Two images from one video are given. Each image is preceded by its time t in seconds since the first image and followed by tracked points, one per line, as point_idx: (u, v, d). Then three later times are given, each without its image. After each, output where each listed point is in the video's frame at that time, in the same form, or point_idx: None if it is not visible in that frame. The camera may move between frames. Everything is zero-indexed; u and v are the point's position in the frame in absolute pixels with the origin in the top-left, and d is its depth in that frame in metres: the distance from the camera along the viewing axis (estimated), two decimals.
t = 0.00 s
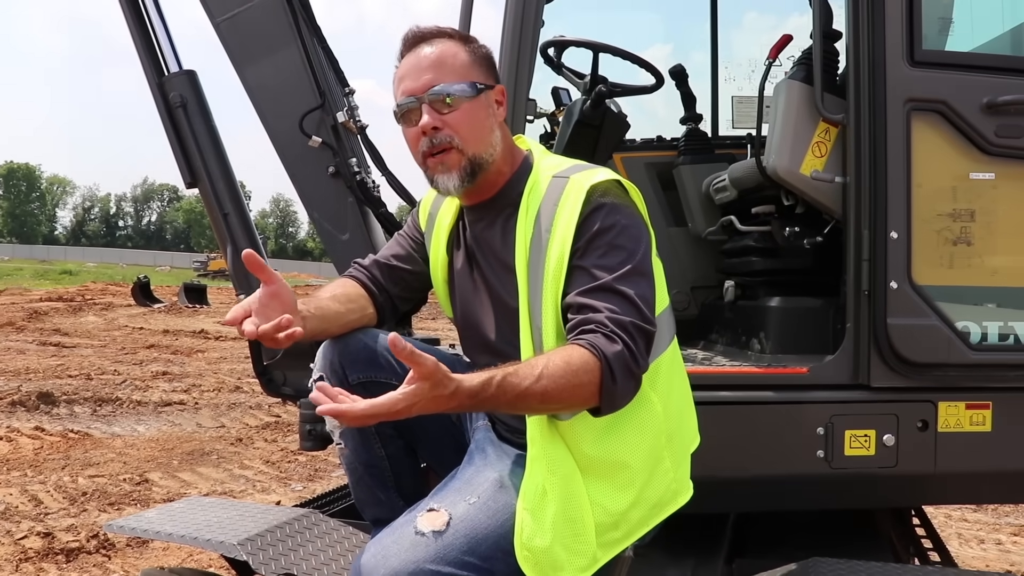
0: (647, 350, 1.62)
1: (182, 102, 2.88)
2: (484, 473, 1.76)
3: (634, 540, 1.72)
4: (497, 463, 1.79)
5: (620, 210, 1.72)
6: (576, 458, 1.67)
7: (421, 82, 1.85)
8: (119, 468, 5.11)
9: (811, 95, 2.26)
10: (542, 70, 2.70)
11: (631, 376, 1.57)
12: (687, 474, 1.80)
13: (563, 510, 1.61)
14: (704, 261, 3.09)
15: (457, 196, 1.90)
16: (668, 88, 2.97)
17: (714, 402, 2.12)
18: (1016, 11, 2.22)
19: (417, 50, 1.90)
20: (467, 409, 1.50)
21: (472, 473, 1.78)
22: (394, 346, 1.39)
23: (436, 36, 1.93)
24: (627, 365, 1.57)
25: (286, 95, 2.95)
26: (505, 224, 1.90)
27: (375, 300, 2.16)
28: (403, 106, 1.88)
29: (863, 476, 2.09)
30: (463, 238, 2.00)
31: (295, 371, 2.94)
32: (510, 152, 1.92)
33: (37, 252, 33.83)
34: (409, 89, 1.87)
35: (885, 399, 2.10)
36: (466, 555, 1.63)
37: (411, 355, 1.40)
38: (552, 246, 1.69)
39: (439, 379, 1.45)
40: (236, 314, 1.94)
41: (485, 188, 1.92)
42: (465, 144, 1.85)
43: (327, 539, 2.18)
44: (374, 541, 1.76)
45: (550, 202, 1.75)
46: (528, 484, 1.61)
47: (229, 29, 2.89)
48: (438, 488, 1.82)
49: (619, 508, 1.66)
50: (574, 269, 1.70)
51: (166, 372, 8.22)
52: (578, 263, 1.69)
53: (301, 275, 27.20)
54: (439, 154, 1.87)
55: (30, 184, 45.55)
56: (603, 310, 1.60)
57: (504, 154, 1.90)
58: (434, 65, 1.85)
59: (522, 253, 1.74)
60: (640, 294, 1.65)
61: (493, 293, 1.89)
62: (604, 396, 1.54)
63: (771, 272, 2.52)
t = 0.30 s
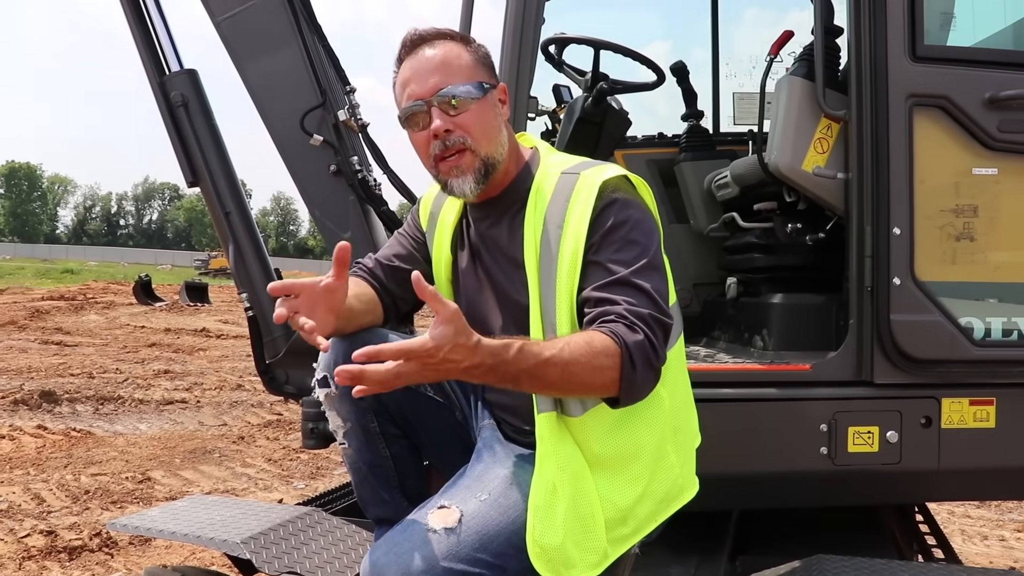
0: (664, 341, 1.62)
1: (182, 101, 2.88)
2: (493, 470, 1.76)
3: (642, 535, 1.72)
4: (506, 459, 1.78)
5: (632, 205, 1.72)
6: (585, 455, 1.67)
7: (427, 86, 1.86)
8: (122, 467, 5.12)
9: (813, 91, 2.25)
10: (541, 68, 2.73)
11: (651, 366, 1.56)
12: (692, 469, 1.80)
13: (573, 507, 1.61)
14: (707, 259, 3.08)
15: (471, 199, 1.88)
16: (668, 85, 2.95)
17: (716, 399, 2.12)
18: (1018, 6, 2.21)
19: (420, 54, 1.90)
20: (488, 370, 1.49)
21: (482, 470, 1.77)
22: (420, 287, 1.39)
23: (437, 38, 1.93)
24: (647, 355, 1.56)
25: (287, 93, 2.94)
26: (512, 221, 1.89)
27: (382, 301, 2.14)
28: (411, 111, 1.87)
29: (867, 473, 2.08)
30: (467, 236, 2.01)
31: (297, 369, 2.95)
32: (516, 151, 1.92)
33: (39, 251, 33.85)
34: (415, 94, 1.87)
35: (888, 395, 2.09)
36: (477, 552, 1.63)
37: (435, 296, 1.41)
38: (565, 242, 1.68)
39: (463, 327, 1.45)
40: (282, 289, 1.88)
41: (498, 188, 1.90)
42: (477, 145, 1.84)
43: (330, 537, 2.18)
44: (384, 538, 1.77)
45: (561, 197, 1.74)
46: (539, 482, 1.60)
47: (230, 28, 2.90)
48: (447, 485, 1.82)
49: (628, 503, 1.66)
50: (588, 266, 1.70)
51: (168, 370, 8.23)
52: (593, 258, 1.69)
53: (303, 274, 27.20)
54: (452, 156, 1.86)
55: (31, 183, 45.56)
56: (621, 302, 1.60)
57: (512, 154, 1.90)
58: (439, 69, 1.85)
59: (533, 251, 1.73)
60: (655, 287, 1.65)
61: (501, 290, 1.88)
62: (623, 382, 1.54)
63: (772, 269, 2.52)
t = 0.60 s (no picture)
0: (671, 342, 1.63)
1: (185, 98, 2.87)
2: (496, 469, 1.76)
3: (644, 535, 1.72)
4: (509, 459, 1.78)
5: (638, 205, 1.72)
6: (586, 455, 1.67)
7: (432, 90, 1.84)
8: (121, 463, 5.12)
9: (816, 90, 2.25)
10: (545, 66, 2.69)
11: (659, 369, 1.57)
12: (694, 468, 1.81)
13: (575, 508, 1.61)
14: (709, 259, 3.07)
15: (475, 201, 1.89)
16: (671, 85, 2.98)
17: (718, 400, 2.12)
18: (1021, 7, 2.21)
19: (424, 55, 1.89)
20: (502, 393, 1.47)
21: (484, 468, 1.78)
22: (427, 321, 1.35)
23: (441, 38, 1.90)
24: (654, 358, 1.57)
25: (290, 90, 2.94)
26: (517, 220, 1.89)
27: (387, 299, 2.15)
28: (416, 115, 1.87)
29: (868, 474, 2.08)
30: (471, 234, 2.00)
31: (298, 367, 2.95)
32: (520, 152, 1.92)
33: (39, 247, 33.84)
34: (420, 97, 1.86)
35: (889, 396, 2.09)
36: (478, 551, 1.64)
37: (444, 329, 1.37)
38: (569, 244, 1.68)
39: (474, 356, 1.42)
40: (349, 264, 1.89)
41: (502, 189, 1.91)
42: (482, 149, 1.84)
43: (330, 535, 2.18)
44: (387, 536, 1.78)
45: (566, 198, 1.74)
46: (540, 482, 1.61)
47: (233, 25, 2.90)
48: (450, 483, 1.82)
49: (630, 503, 1.66)
50: (593, 267, 1.70)
51: (168, 367, 8.23)
52: (599, 259, 1.68)
53: (303, 271, 27.19)
54: (457, 161, 1.86)
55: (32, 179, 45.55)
56: (629, 304, 1.60)
57: (517, 156, 1.90)
58: (444, 71, 1.84)
59: (539, 254, 1.74)
60: (662, 288, 1.65)
61: (505, 288, 1.88)
62: (632, 389, 1.54)
63: (775, 269, 2.52)
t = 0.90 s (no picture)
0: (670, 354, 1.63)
1: (185, 101, 2.88)
2: (495, 477, 1.76)
3: (644, 541, 1.72)
4: (508, 466, 1.78)
5: (638, 216, 1.72)
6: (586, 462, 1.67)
7: (432, 98, 1.85)
8: (119, 467, 5.11)
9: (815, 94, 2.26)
10: (545, 70, 2.69)
11: (656, 383, 1.57)
12: (693, 474, 1.81)
13: (575, 515, 1.61)
14: (708, 262, 3.08)
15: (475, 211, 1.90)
16: (671, 89, 2.99)
17: (718, 403, 2.12)
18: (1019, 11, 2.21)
19: (424, 63, 1.89)
20: (498, 411, 1.50)
21: (483, 476, 1.78)
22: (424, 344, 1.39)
23: (442, 45, 1.90)
24: (650, 372, 1.57)
25: (290, 94, 2.94)
26: (517, 227, 1.90)
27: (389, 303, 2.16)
28: (415, 123, 1.88)
29: (868, 477, 2.09)
30: (472, 239, 2.00)
31: (297, 371, 2.94)
32: (521, 161, 1.92)
33: (37, 250, 33.82)
34: (419, 106, 1.87)
35: (889, 399, 2.10)
36: (478, 559, 1.64)
37: (440, 353, 1.40)
38: (569, 252, 1.68)
39: (471, 379, 1.44)
40: (346, 273, 1.88)
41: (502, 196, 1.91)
42: (481, 158, 1.85)
43: (330, 540, 2.18)
44: (386, 544, 1.77)
45: (566, 206, 1.75)
46: (539, 490, 1.61)
47: (233, 28, 2.90)
48: (449, 490, 1.82)
49: (630, 509, 1.66)
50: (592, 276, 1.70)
51: (166, 370, 8.23)
52: (598, 271, 1.68)
53: (301, 274, 27.19)
54: (455, 169, 1.87)
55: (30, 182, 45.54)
56: (628, 319, 1.60)
57: (516, 165, 1.90)
58: (443, 79, 1.85)
59: (538, 261, 1.74)
60: (661, 300, 1.65)
61: (506, 294, 1.89)
62: (630, 403, 1.55)
63: (775, 273, 2.52)
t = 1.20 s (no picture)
0: (666, 354, 1.63)
1: (179, 102, 2.87)
2: (490, 478, 1.75)
3: (640, 542, 1.72)
4: (502, 468, 1.78)
5: (635, 215, 1.72)
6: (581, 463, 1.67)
7: (425, 90, 1.85)
8: (114, 469, 5.09)
9: (810, 95, 2.26)
10: (540, 70, 2.72)
11: (649, 381, 1.57)
12: (689, 474, 1.81)
13: (570, 515, 1.61)
14: (703, 263, 3.09)
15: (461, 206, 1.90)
16: (667, 89, 2.99)
17: (714, 403, 2.12)
18: (1014, 11, 2.22)
19: (422, 56, 1.89)
20: (481, 387, 1.52)
21: (477, 478, 1.77)
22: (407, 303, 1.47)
23: (441, 39, 1.90)
24: (643, 370, 1.57)
25: (284, 95, 2.93)
26: (514, 225, 1.89)
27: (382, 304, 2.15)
28: (407, 114, 1.87)
29: (864, 477, 2.09)
30: (467, 239, 2.00)
31: (293, 373, 2.94)
32: (514, 161, 1.91)
33: (30, 252, 33.71)
34: (413, 96, 1.86)
35: (885, 399, 2.10)
36: (474, 561, 1.63)
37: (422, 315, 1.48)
38: (565, 252, 1.68)
39: (451, 344, 1.48)
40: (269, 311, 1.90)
41: (492, 196, 1.91)
42: (470, 153, 1.84)
43: (327, 541, 2.18)
44: (380, 547, 1.76)
45: (561, 206, 1.75)
46: (534, 491, 1.61)
47: (227, 28, 2.89)
48: (443, 492, 1.81)
49: (625, 510, 1.66)
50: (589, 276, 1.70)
51: (161, 372, 8.20)
52: (594, 271, 1.69)
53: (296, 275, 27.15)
54: (444, 163, 1.87)
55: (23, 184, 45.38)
56: (623, 318, 1.60)
57: (508, 163, 1.89)
58: (439, 72, 1.84)
59: (534, 258, 1.73)
60: (657, 299, 1.65)
61: (502, 295, 1.88)
62: (620, 399, 1.55)
63: (771, 273, 2.52)
